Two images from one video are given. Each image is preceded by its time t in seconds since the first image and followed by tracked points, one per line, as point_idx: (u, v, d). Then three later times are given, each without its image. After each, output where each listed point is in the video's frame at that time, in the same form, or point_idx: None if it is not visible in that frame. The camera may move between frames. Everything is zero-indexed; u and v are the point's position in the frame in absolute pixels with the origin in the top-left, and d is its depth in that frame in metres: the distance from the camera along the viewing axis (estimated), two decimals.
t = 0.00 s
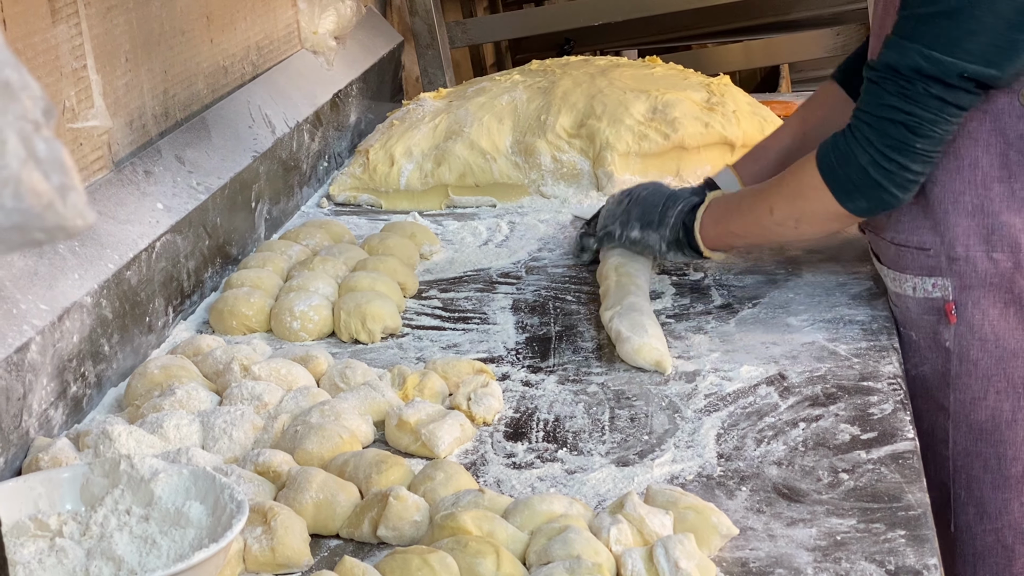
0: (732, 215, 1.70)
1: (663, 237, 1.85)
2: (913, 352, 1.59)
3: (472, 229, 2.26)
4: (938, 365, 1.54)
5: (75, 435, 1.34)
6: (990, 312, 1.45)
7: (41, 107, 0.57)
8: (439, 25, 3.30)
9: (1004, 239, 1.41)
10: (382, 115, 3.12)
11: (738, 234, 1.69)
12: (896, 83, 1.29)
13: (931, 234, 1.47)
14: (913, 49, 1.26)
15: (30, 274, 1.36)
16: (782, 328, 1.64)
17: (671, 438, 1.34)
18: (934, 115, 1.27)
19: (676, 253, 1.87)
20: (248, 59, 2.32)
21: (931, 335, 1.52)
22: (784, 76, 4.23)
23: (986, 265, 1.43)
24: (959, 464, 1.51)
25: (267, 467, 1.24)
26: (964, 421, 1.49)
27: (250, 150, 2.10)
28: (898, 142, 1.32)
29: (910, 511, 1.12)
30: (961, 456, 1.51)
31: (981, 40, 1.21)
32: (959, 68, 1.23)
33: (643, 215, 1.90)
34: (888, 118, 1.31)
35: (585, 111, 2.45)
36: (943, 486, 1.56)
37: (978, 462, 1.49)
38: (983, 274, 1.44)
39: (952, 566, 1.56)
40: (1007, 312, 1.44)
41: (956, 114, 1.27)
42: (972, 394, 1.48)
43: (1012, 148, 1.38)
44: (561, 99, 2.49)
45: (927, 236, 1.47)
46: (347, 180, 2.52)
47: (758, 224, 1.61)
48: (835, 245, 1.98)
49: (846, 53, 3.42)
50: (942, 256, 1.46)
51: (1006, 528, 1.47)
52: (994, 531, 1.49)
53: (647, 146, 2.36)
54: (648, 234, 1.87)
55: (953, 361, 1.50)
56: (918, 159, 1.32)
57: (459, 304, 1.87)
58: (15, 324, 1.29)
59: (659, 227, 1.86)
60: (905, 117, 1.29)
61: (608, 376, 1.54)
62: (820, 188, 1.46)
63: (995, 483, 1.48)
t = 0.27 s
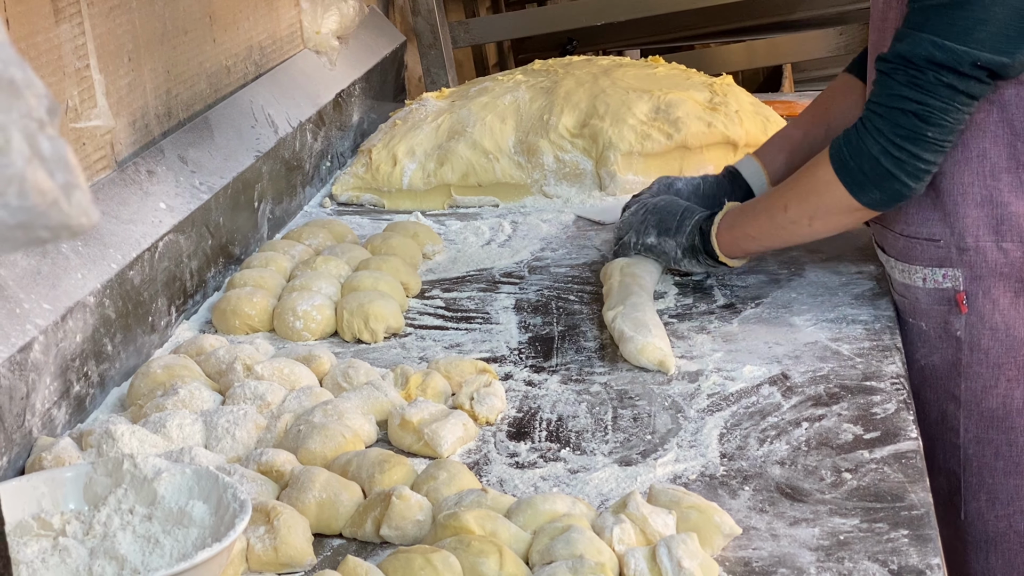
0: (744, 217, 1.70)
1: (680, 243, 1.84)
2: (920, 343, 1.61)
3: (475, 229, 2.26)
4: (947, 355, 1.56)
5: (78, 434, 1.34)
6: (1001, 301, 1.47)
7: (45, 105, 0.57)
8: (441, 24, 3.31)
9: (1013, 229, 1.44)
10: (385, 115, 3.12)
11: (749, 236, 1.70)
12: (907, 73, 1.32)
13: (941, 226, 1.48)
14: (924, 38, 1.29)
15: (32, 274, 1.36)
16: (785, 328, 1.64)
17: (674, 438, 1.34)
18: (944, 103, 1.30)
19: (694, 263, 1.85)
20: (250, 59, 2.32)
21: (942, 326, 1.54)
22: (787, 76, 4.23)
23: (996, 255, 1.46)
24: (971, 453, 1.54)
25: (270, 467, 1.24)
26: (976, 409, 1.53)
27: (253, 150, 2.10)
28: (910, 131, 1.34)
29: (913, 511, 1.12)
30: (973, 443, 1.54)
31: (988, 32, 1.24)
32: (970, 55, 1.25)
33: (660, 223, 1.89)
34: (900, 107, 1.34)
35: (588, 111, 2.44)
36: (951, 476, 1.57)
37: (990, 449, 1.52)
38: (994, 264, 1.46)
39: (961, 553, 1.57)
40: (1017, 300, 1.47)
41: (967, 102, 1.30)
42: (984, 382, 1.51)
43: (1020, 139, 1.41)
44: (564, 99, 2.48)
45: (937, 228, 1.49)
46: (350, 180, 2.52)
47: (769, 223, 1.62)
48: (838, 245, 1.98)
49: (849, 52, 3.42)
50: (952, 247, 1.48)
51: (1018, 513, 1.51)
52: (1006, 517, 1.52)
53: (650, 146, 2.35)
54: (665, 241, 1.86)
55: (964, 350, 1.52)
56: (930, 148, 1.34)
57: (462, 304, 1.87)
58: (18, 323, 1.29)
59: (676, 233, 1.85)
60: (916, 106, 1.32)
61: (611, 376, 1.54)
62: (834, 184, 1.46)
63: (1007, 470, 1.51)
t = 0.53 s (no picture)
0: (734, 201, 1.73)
1: (667, 233, 1.89)
2: (917, 333, 1.61)
3: (477, 230, 2.26)
4: (944, 346, 1.56)
5: (80, 435, 1.35)
6: (998, 291, 1.49)
7: (47, 110, 0.58)
8: (443, 25, 3.31)
9: (1011, 219, 1.46)
10: (387, 115, 3.12)
11: (739, 220, 1.72)
12: (904, 57, 1.32)
13: (940, 216, 1.50)
14: (921, 24, 1.29)
15: (35, 275, 1.37)
16: (786, 328, 1.64)
17: (675, 439, 1.34)
18: (939, 88, 1.30)
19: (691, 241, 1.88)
20: (252, 59, 2.32)
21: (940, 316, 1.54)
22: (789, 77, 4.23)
23: (993, 245, 1.47)
24: (967, 442, 1.55)
25: (272, 467, 1.24)
26: (971, 399, 1.53)
27: (255, 151, 2.10)
28: (904, 115, 1.34)
29: (914, 512, 1.12)
30: (968, 433, 1.54)
31: (985, 18, 1.24)
32: (965, 41, 1.25)
33: (642, 221, 1.94)
34: (897, 92, 1.34)
35: (590, 111, 2.44)
36: (947, 464, 1.58)
37: (985, 438, 1.53)
38: (991, 255, 1.48)
39: (954, 541, 1.59)
40: (1014, 290, 1.48)
41: (962, 88, 1.30)
42: (980, 371, 1.53)
43: (1017, 132, 1.43)
44: (566, 100, 2.49)
45: (936, 218, 1.50)
46: (351, 180, 2.52)
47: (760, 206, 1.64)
48: (840, 246, 1.98)
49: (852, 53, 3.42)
50: (950, 238, 1.50)
51: (1013, 502, 1.52)
52: (1000, 505, 1.53)
53: (651, 146, 2.35)
54: (653, 236, 1.90)
55: (961, 340, 1.53)
56: (925, 132, 1.34)
57: (463, 305, 1.87)
58: (21, 324, 1.29)
59: (661, 226, 1.90)
60: (911, 91, 1.32)
61: (613, 377, 1.54)
62: (826, 166, 1.47)
63: (1002, 459, 1.52)
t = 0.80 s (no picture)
0: (763, 131, 1.56)
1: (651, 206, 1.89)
2: (913, 324, 1.61)
3: (478, 230, 2.26)
4: (939, 337, 1.56)
5: (80, 436, 1.35)
6: (997, 282, 1.49)
7: (45, 112, 0.57)
8: (444, 26, 3.31)
9: (1011, 211, 1.45)
10: (387, 116, 3.12)
11: (760, 145, 1.59)
12: (949, 64, 1.29)
13: (939, 208, 1.48)
14: (960, 30, 1.26)
15: (36, 276, 1.37)
16: (787, 329, 1.64)
17: (675, 440, 1.34)
18: (986, 91, 1.29)
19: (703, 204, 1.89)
20: (253, 60, 2.33)
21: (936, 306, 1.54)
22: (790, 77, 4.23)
23: (993, 236, 1.47)
24: (957, 433, 1.55)
25: (272, 469, 1.24)
26: (965, 389, 1.54)
27: (255, 152, 2.10)
28: (955, 122, 1.32)
29: (914, 513, 1.12)
30: (960, 424, 1.55)
31: (1017, 18, 1.24)
32: (1006, 43, 1.25)
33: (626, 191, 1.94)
34: (945, 100, 1.31)
35: (590, 111, 2.43)
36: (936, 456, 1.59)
37: (976, 430, 1.54)
38: (990, 246, 1.47)
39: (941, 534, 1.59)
40: (1012, 282, 1.48)
41: (1004, 88, 1.30)
42: (974, 363, 1.53)
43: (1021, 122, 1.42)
44: (567, 100, 2.46)
45: (934, 209, 1.48)
46: (352, 181, 2.52)
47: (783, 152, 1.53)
48: (841, 246, 1.97)
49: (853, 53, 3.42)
50: (950, 229, 1.48)
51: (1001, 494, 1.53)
52: (989, 497, 1.54)
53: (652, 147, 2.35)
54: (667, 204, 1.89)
55: (957, 330, 1.53)
56: (971, 136, 1.34)
57: (464, 305, 1.87)
58: (21, 325, 1.29)
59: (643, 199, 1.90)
60: (960, 97, 1.30)
61: (613, 377, 1.54)
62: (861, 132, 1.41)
63: (992, 451, 1.53)
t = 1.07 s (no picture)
0: (773, 126, 1.58)
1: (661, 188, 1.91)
2: (912, 335, 1.61)
3: (478, 230, 2.26)
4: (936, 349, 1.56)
5: (81, 435, 1.35)
6: (992, 298, 1.47)
7: (45, 110, 0.57)
8: (445, 26, 3.31)
9: (1006, 227, 1.44)
10: (388, 116, 3.13)
11: (768, 140, 1.60)
12: (946, 82, 1.28)
13: (935, 220, 1.48)
14: (954, 47, 1.25)
15: (36, 276, 1.37)
16: (787, 329, 1.64)
17: (676, 439, 1.34)
18: (984, 109, 1.28)
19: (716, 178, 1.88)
20: (254, 60, 2.33)
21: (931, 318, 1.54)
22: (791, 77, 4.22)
23: (987, 251, 1.46)
24: (952, 446, 1.54)
25: (273, 468, 1.24)
26: (957, 404, 1.53)
27: (256, 152, 2.10)
28: (953, 139, 1.31)
29: (915, 512, 1.12)
30: (954, 438, 1.54)
31: (1015, 33, 1.22)
32: (1003, 60, 1.23)
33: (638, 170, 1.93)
34: (942, 117, 1.30)
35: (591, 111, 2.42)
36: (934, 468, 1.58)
37: (969, 445, 1.53)
38: (985, 260, 1.46)
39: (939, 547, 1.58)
40: (1007, 299, 1.47)
41: (1004, 104, 1.28)
42: (967, 378, 1.52)
43: (1016, 138, 1.40)
44: (568, 99, 2.46)
45: (931, 222, 1.48)
46: (353, 181, 2.52)
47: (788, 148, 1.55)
48: (842, 246, 1.97)
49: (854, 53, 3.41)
50: (947, 242, 1.48)
51: (994, 510, 1.52)
52: (982, 513, 1.53)
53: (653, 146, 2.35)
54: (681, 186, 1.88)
55: (952, 344, 1.53)
56: (971, 153, 1.33)
57: (465, 305, 1.87)
58: (22, 325, 1.29)
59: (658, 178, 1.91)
60: (957, 115, 1.29)
61: (613, 377, 1.54)
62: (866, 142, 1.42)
63: (985, 467, 1.51)
